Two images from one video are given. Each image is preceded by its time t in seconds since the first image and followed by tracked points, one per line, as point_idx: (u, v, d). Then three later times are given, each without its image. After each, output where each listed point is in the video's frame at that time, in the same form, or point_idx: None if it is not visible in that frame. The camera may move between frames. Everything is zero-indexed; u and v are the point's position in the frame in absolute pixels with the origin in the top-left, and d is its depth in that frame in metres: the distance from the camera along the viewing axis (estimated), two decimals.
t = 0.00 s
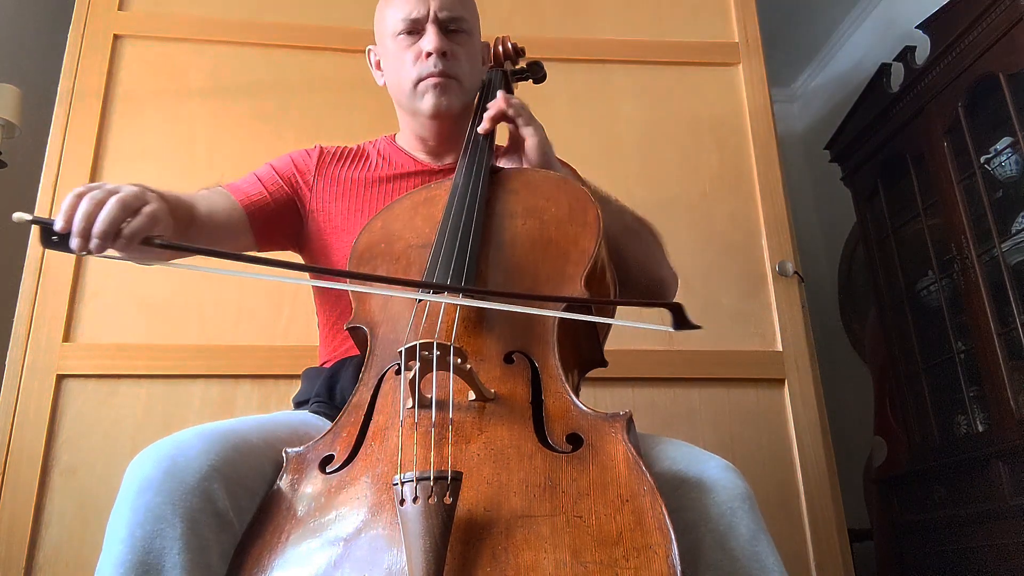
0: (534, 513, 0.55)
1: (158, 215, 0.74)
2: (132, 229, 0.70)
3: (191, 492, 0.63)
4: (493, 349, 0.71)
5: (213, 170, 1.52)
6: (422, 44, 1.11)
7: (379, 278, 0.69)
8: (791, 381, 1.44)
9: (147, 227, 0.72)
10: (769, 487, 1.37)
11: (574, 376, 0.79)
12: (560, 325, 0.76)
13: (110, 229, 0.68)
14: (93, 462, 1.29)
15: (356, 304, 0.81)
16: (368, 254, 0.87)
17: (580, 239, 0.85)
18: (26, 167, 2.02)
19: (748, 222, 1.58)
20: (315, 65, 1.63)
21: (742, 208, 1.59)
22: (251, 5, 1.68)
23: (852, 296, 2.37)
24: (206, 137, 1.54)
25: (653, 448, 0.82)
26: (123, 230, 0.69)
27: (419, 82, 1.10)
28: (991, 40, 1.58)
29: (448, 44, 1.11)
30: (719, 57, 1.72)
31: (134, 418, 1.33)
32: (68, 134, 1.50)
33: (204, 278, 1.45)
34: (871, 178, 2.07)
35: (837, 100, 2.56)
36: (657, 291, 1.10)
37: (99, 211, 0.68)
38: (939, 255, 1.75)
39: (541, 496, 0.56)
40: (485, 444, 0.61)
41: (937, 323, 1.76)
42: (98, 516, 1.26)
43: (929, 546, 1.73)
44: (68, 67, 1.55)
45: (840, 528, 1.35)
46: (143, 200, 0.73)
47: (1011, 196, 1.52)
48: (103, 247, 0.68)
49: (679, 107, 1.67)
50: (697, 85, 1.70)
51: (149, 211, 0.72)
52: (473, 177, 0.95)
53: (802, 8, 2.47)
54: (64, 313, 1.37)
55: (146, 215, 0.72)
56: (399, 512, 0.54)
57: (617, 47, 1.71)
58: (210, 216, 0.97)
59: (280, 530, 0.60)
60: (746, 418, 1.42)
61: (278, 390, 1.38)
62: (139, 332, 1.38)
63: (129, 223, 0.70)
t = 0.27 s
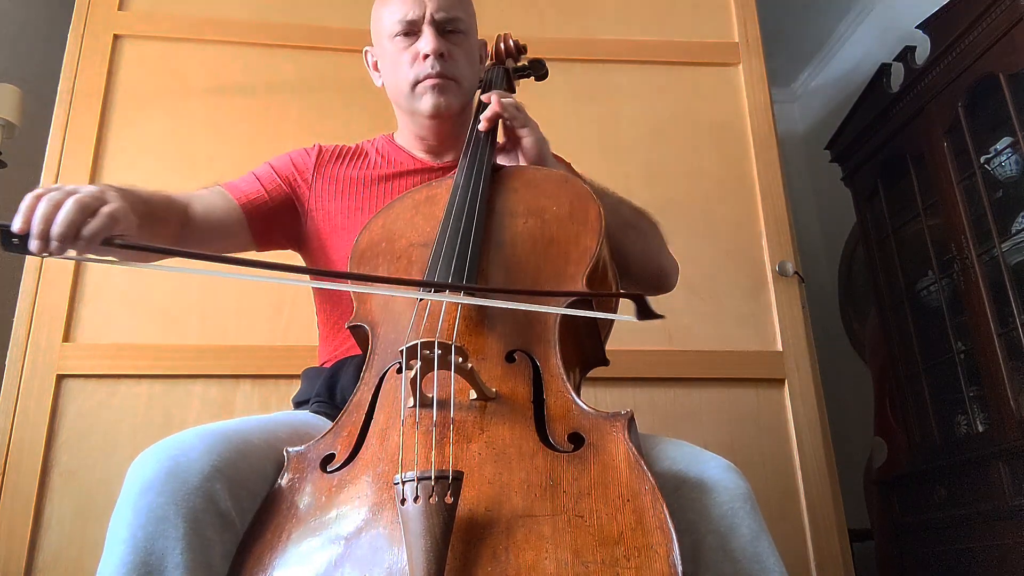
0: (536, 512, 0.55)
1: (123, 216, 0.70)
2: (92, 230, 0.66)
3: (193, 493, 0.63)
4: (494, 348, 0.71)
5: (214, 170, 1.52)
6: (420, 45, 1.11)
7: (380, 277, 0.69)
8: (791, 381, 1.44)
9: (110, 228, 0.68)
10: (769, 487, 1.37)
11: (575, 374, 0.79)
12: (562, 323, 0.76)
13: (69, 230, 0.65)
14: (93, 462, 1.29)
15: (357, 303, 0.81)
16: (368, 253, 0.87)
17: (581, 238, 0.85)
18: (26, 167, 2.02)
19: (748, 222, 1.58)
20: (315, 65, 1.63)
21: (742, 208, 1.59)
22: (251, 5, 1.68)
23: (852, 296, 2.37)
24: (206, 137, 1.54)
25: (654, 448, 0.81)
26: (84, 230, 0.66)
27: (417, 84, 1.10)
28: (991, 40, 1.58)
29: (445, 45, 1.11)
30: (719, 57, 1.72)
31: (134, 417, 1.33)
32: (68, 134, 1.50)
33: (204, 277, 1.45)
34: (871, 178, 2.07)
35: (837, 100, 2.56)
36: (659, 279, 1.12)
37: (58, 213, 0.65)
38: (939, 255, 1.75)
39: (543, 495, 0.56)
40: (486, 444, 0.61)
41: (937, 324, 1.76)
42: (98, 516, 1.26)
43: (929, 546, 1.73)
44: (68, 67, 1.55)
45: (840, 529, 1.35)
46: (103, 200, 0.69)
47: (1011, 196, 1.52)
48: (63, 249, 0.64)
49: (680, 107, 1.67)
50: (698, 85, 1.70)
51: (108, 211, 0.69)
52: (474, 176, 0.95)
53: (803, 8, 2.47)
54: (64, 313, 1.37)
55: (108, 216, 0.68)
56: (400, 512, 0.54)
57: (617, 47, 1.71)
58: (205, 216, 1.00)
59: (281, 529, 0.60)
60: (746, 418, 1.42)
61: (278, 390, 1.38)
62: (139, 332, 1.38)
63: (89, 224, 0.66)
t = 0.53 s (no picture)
0: (537, 511, 0.55)
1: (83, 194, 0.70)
2: (53, 208, 0.65)
3: (193, 492, 0.63)
4: (495, 346, 0.71)
5: (214, 169, 1.52)
6: (414, 49, 1.10)
7: (382, 274, 0.69)
8: (791, 380, 1.44)
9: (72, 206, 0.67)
10: (769, 487, 1.37)
11: (575, 373, 0.79)
12: (563, 322, 0.76)
13: (30, 208, 0.63)
14: (93, 462, 1.29)
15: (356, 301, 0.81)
16: (368, 250, 0.87)
17: (583, 236, 0.85)
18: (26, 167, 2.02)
19: (748, 221, 1.58)
20: (315, 64, 1.63)
21: (742, 208, 1.59)
22: (251, 5, 1.68)
23: (852, 296, 2.37)
24: (206, 137, 1.54)
25: (655, 447, 0.81)
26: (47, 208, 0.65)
27: (412, 88, 1.10)
28: (991, 41, 1.58)
29: (439, 48, 1.10)
30: (719, 57, 1.72)
31: (134, 417, 1.33)
32: (68, 133, 1.50)
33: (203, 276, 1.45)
34: (871, 178, 2.07)
35: (837, 100, 2.56)
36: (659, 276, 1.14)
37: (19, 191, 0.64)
38: (939, 255, 1.75)
39: (544, 494, 0.56)
40: (487, 443, 0.61)
41: (937, 323, 1.76)
42: (98, 516, 1.26)
43: (928, 546, 1.73)
44: (68, 67, 1.55)
45: (840, 528, 1.35)
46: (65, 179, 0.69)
47: (1011, 196, 1.52)
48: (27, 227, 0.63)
49: (680, 107, 1.67)
50: (698, 85, 1.70)
51: (70, 189, 0.68)
52: (474, 175, 0.95)
53: (803, 8, 2.47)
54: (64, 313, 1.37)
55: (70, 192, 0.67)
56: (400, 511, 0.54)
57: (617, 47, 1.71)
58: (200, 211, 1.01)
59: (281, 528, 0.60)
60: (746, 418, 1.42)
61: (278, 390, 1.38)
62: (139, 331, 1.38)
63: (50, 203, 0.65)
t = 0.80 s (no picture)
0: (534, 511, 0.55)
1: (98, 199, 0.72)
2: (65, 212, 0.67)
3: (189, 493, 0.63)
4: (492, 345, 0.71)
5: (214, 169, 1.52)
6: (410, 55, 1.10)
7: (379, 274, 0.69)
8: (791, 380, 1.44)
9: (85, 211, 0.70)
10: (769, 487, 1.37)
11: (573, 371, 0.79)
12: (560, 321, 0.76)
13: (43, 212, 0.65)
14: (93, 462, 1.29)
15: (354, 301, 0.81)
16: (366, 250, 0.87)
17: (580, 236, 0.85)
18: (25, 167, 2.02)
19: (748, 221, 1.58)
20: (315, 64, 1.63)
21: (742, 208, 1.59)
22: (250, 5, 1.67)
23: (852, 296, 2.37)
24: (205, 137, 1.55)
25: (653, 447, 0.81)
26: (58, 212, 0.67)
27: (410, 93, 1.10)
28: (991, 41, 1.58)
29: (436, 53, 1.10)
30: (719, 56, 1.72)
31: (134, 417, 1.33)
32: (68, 133, 1.50)
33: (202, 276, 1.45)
34: (871, 178, 2.07)
35: (837, 100, 2.56)
36: (660, 274, 1.13)
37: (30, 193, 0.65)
38: (939, 255, 1.75)
39: (541, 494, 0.56)
40: (485, 442, 0.61)
41: (937, 323, 1.76)
42: (98, 515, 1.26)
43: (929, 546, 1.73)
44: (68, 67, 1.55)
45: (840, 529, 1.35)
46: (78, 185, 0.71)
47: (1011, 196, 1.52)
48: (37, 229, 0.65)
49: (679, 106, 1.67)
50: (697, 85, 1.70)
51: (82, 195, 0.70)
52: (472, 174, 0.95)
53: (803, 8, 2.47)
54: (64, 313, 1.37)
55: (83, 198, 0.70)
56: (398, 511, 0.54)
57: (617, 47, 1.71)
58: (198, 209, 1.01)
59: (278, 528, 0.60)
60: (746, 418, 1.42)
61: (278, 390, 1.38)
62: (138, 331, 1.38)
63: (61, 207, 0.67)
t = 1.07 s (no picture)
0: (531, 510, 0.55)
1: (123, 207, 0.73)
2: (92, 224, 0.68)
3: (185, 495, 0.63)
4: (488, 345, 0.71)
5: (213, 169, 1.52)
6: (407, 49, 1.11)
7: (374, 274, 0.69)
8: (791, 381, 1.44)
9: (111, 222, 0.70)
10: (769, 487, 1.37)
11: (570, 371, 0.79)
12: (556, 320, 0.76)
13: (69, 224, 0.66)
14: (93, 462, 1.29)
15: (352, 302, 0.82)
16: (364, 250, 0.87)
17: (576, 234, 0.85)
18: (25, 168, 2.02)
19: (748, 221, 1.58)
20: (314, 64, 1.63)
21: (742, 208, 1.59)
22: (250, 5, 1.68)
23: (852, 296, 2.37)
24: (205, 137, 1.55)
25: (650, 446, 0.81)
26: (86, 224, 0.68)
27: (407, 88, 1.10)
28: (991, 40, 1.58)
29: (432, 47, 1.11)
30: (718, 57, 1.72)
31: (133, 417, 1.33)
32: (68, 133, 1.50)
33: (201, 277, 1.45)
34: (871, 178, 2.07)
35: (837, 100, 2.56)
36: (663, 273, 1.13)
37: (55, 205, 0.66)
38: (939, 255, 1.75)
39: (538, 493, 0.56)
40: (481, 442, 0.61)
41: (937, 323, 1.75)
42: (98, 515, 1.27)
43: (929, 546, 1.73)
44: (68, 67, 1.55)
45: (841, 529, 1.35)
46: (104, 195, 0.71)
47: (1011, 196, 1.51)
48: (64, 242, 0.66)
49: (678, 106, 1.67)
50: (697, 85, 1.70)
51: (108, 206, 0.70)
52: (469, 175, 0.95)
53: (803, 8, 2.46)
54: (64, 313, 1.37)
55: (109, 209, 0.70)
56: (394, 511, 0.54)
57: (616, 47, 1.71)
58: (200, 213, 1.00)
59: (275, 530, 0.60)
60: (746, 418, 1.42)
61: (278, 389, 1.38)
62: (137, 332, 1.39)
63: (89, 218, 0.68)
